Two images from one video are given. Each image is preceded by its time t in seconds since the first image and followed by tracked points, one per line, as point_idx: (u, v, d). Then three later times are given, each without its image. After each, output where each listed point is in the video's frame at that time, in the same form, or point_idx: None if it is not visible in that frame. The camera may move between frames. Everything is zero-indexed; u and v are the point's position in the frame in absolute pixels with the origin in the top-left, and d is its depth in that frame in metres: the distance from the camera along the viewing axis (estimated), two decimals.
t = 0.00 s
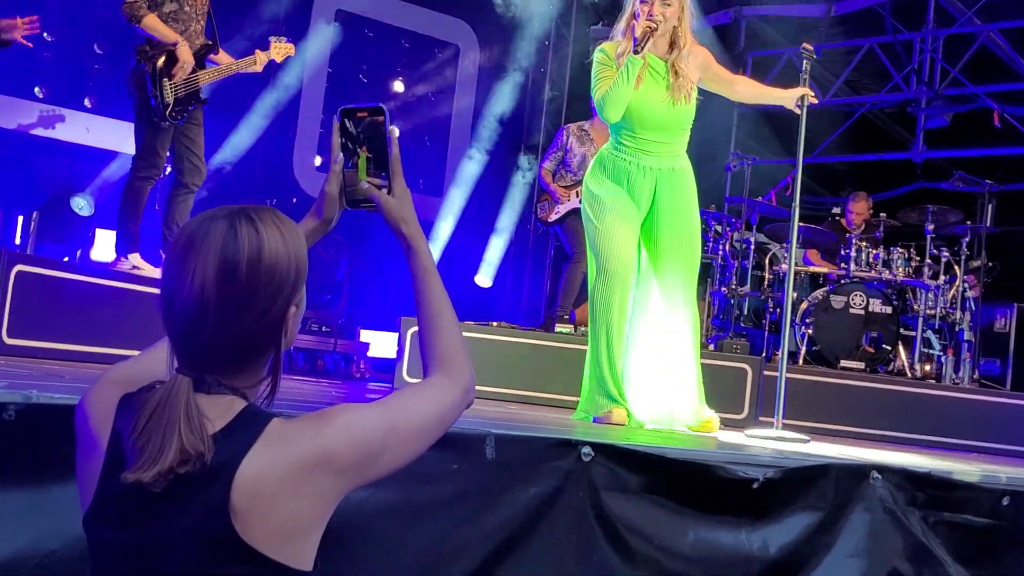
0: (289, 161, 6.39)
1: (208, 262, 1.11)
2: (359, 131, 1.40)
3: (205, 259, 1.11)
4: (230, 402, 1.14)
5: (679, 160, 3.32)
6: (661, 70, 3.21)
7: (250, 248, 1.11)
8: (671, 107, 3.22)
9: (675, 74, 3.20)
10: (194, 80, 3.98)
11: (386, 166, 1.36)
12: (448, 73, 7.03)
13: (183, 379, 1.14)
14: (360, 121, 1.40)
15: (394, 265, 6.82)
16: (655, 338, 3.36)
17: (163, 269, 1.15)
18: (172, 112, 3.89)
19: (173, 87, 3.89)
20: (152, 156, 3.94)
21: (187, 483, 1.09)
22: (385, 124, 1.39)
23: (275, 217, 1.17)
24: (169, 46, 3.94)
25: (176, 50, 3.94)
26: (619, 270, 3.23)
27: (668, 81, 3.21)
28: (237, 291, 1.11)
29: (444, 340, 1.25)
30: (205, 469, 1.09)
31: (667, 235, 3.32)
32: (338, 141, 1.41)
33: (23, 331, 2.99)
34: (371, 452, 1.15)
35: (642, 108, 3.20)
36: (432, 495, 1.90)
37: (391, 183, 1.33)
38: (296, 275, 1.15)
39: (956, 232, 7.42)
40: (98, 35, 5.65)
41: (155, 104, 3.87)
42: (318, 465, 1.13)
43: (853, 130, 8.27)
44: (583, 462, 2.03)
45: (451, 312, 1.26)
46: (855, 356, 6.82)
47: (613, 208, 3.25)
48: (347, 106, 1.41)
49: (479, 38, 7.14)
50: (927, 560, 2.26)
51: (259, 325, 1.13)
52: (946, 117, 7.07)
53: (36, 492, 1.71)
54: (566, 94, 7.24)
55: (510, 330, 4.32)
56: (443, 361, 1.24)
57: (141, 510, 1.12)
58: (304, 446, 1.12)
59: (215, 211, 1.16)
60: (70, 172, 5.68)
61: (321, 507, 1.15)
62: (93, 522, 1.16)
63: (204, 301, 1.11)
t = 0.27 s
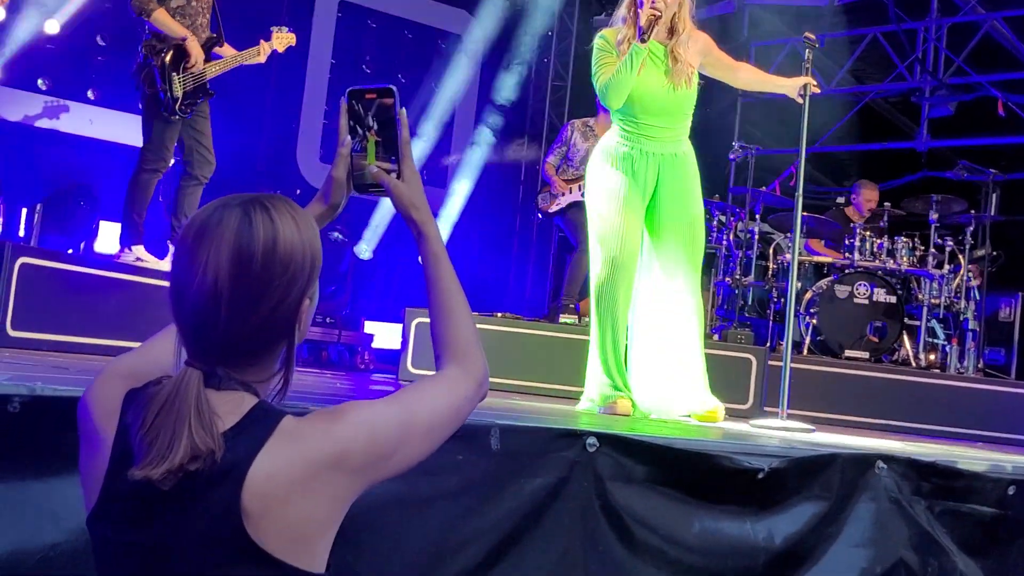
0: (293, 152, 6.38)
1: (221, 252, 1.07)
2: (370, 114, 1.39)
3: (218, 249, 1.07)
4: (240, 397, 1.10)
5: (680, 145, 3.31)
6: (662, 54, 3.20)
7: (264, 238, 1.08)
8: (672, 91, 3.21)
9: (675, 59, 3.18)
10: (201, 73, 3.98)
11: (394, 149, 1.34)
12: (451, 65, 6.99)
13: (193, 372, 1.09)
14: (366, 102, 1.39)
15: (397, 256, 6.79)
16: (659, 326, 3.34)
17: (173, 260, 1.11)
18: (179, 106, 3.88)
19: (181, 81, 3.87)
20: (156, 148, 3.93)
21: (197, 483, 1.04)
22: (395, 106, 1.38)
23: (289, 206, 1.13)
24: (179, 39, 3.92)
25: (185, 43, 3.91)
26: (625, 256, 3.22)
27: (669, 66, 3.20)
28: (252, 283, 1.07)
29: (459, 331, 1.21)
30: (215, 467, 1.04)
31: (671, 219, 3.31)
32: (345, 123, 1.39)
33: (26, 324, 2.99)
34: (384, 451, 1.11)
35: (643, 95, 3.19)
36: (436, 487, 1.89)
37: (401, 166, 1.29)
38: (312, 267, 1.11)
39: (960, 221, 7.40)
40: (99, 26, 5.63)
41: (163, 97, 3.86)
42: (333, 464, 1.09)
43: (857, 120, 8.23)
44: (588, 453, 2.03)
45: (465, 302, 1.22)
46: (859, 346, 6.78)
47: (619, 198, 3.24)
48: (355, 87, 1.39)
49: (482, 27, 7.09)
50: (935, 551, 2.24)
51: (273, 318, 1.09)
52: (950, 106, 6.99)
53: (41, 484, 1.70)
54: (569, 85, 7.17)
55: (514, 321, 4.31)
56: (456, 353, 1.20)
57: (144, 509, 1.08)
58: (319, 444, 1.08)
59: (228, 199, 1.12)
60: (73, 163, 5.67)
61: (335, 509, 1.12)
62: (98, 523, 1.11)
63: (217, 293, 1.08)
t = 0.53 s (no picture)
0: (296, 144, 6.38)
1: (232, 242, 1.06)
2: (379, 101, 1.37)
3: (229, 238, 1.06)
4: (247, 394, 1.09)
5: (686, 131, 3.30)
6: (667, 40, 3.19)
7: (276, 228, 1.06)
8: (677, 76, 3.19)
9: (680, 45, 3.16)
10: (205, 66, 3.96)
11: (405, 137, 1.33)
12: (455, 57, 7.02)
13: (200, 366, 1.09)
14: (377, 87, 1.37)
15: (401, 246, 6.84)
16: (665, 317, 3.32)
17: (181, 248, 1.09)
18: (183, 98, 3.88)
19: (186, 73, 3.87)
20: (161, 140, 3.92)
21: (203, 483, 1.03)
22: (405, 93, 1.36)
23: (301, 197, 1.12)
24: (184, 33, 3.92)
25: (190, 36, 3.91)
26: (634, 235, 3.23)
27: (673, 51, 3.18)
28: (262, 273, 1.06)
29: (471, 324, 1.19)
30: (221, 465, 1.03)
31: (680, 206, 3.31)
32: (354, 109, 1.37)
33: (29, 316, 2.98)
34: (397, 446, 1.10)
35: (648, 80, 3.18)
36: (441, 480, 1.89)
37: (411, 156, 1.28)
38: (323, 259, 1.10)
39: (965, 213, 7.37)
40: (104, 19, 5.63)
41: (167, 90, 3.86)
42: (347, 461, 1.08)
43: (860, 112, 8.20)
44: (593, 444, 2.03)
45: (477, 295, 1.20)
46: (863, 338, 6.78)
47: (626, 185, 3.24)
48: (364, 71, 1.37)
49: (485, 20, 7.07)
50: (939, 540, 2.25)
51: (283, 310, 1.08)
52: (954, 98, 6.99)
53: (47, 475, 1.71)
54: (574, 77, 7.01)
55: (518, 313, 4.32)
56: (467, 346, 1.19)
57: (148, 508, 1.07)
58: (329, 442, 1.07)
59: (238, 189, 1.10)
60: (77, 156, 5.67)
61: (348, 505, 1.11)
62: (101, 526, 1.11)
63: (226, 284, 1.06)
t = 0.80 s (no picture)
0: (300, 139, 6.39)
1: (241, 240, 1.01)
2: (389, 91, 1.31)
3: (238, 236, 1.01)
4: (253, 397, 1.04)
5: (701, 125, 3.29)
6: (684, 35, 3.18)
7: (287, 226, 1.01)
8: (695, 70, 3.19)
9: (697, 41, 3.14)
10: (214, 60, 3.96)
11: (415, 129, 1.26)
12: (461, 49, 7.02)
13: (206, 367, 1.04)
14: (388, 77, 1.32)
15: (404, 239, 6.80)
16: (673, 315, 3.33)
17: (187, 246, 1.04)
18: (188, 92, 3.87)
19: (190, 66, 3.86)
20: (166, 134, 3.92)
21: (203, 490, 0.99)
22: (415, 83, 1.30)
23: (312, 193, 1.06)
24: (187, 26, 3.91)
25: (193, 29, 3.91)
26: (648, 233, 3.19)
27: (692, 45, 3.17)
28: (272, 273, 1.01)
29: (481, 324, 1.12)
30: (227, 471, 0.98)
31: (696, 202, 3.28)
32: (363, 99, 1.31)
33: (36, 312, 2.99)
34: (406, 454, 1.04)
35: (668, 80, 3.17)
36: (447, 477, 1.89)
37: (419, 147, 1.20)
38: (335, 258, 1.05)
39: (971, 207, 7.34)
40: (109, 15, 5.62)
41: (171, 83, 3.86)
42: (352, 468, 1.02)
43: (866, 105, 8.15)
44: (598, 439, 2.03)
45: (488, 294, 1.13)
46: (869, 332, 6.77)
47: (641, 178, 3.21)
48: (376, 61, 1.32)
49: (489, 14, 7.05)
50: (945, 535, 2.25)
51: (293, 311, 1.03)
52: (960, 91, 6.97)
53: (51, 471, 1.71)
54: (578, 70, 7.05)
55: (523, 308, 4.33)
56: (476, 347, 1.12)
57: (147, 511, 1.02)
58: (336, 446, 1.01)
59: (247, 184, 1.05)
60: (82, 152, 5.68)
61: (353, 515, 1.05)
62: (103, 531, 1.05)
63: (234, 284, 1.01)
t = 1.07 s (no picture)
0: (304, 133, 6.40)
1: (247, 233, 0.97)
2: (397, 79, 1.28)
3: (243, 229, 0.97)
4: (253, 395, 1.00)
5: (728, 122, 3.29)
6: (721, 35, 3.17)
7: (295, 220, 0.98)
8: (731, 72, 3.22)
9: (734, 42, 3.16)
10: (214, 53, 3.97)
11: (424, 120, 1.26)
12: (464, 45, 6.94)
13: (205, 362, 1.00)
14: (394, 63, 1.29)
15: (408, 234, 6.77)
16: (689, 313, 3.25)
17: (192, 238, 1.00)
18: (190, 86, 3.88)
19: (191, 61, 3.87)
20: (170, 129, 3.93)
21: (198, 491, 0.95)
22: (424, 72, 1.28)
23: (321, 186, 1.03)
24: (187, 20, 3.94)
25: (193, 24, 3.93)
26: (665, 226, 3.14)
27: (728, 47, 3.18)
28: (278, 269, 0.97)
29: (481, 325, 1.11)
30: (228, 469, 0.94)
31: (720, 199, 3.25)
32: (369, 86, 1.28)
33: (40, 306, 3.01)
34: (409, 454, 1.01)
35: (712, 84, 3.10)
36: (451, 469, 1.90)
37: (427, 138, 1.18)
38: (342, 254, 1.01)
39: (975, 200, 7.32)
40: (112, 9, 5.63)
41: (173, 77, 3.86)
42: (351, 472, 0.99)
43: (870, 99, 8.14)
44: (602, 431, 2.04)
45: (493, 294, 1.11)
46: (872, 325, 6.76)
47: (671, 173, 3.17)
48: (382, 45, 1.28)
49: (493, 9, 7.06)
50: (948, 526, 2.25)
51: (296, 309, 0.99)
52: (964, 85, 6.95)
53: (55, 464, 1.72)
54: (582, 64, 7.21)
55: (527, 302, 4.34)
56: (479, 346, 1.11)
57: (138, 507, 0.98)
58: (333, 448, 0.98)
59: (255, 175, 1.01)
60: (87, 147, 5.70)
61: (352, 519, 1.02)
62: (94, 528, 1.01)
63: (238, 278, 0.97)
